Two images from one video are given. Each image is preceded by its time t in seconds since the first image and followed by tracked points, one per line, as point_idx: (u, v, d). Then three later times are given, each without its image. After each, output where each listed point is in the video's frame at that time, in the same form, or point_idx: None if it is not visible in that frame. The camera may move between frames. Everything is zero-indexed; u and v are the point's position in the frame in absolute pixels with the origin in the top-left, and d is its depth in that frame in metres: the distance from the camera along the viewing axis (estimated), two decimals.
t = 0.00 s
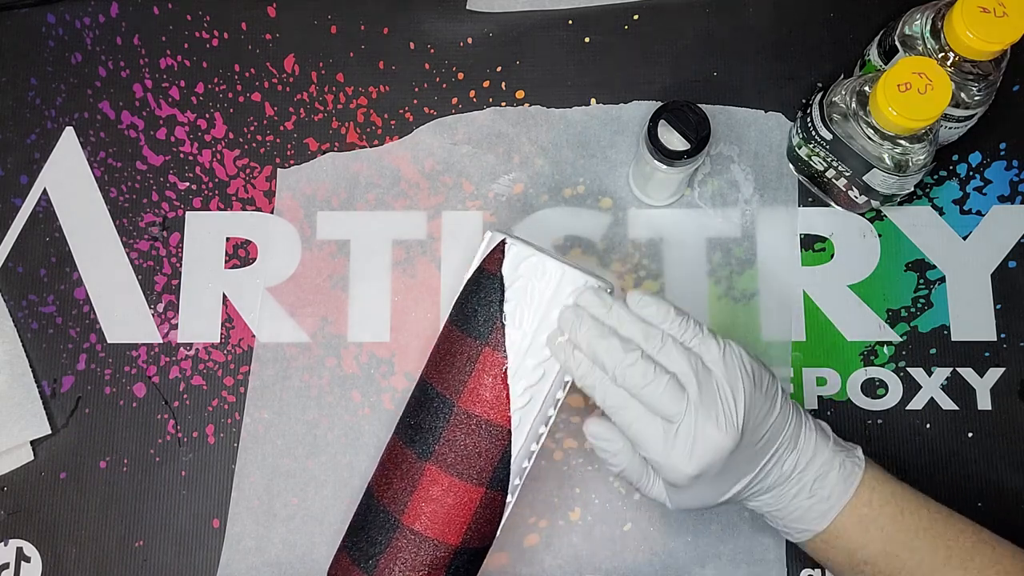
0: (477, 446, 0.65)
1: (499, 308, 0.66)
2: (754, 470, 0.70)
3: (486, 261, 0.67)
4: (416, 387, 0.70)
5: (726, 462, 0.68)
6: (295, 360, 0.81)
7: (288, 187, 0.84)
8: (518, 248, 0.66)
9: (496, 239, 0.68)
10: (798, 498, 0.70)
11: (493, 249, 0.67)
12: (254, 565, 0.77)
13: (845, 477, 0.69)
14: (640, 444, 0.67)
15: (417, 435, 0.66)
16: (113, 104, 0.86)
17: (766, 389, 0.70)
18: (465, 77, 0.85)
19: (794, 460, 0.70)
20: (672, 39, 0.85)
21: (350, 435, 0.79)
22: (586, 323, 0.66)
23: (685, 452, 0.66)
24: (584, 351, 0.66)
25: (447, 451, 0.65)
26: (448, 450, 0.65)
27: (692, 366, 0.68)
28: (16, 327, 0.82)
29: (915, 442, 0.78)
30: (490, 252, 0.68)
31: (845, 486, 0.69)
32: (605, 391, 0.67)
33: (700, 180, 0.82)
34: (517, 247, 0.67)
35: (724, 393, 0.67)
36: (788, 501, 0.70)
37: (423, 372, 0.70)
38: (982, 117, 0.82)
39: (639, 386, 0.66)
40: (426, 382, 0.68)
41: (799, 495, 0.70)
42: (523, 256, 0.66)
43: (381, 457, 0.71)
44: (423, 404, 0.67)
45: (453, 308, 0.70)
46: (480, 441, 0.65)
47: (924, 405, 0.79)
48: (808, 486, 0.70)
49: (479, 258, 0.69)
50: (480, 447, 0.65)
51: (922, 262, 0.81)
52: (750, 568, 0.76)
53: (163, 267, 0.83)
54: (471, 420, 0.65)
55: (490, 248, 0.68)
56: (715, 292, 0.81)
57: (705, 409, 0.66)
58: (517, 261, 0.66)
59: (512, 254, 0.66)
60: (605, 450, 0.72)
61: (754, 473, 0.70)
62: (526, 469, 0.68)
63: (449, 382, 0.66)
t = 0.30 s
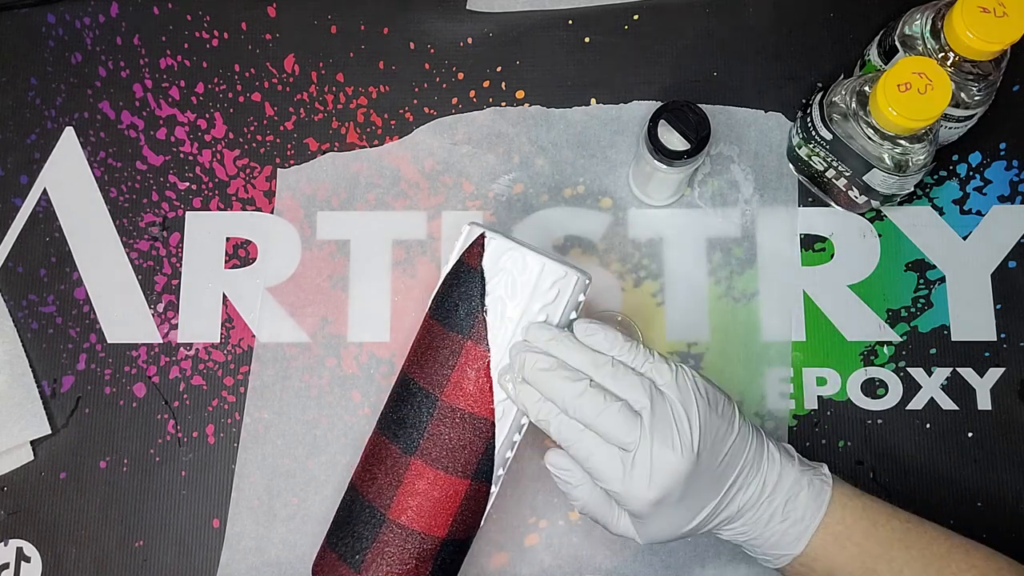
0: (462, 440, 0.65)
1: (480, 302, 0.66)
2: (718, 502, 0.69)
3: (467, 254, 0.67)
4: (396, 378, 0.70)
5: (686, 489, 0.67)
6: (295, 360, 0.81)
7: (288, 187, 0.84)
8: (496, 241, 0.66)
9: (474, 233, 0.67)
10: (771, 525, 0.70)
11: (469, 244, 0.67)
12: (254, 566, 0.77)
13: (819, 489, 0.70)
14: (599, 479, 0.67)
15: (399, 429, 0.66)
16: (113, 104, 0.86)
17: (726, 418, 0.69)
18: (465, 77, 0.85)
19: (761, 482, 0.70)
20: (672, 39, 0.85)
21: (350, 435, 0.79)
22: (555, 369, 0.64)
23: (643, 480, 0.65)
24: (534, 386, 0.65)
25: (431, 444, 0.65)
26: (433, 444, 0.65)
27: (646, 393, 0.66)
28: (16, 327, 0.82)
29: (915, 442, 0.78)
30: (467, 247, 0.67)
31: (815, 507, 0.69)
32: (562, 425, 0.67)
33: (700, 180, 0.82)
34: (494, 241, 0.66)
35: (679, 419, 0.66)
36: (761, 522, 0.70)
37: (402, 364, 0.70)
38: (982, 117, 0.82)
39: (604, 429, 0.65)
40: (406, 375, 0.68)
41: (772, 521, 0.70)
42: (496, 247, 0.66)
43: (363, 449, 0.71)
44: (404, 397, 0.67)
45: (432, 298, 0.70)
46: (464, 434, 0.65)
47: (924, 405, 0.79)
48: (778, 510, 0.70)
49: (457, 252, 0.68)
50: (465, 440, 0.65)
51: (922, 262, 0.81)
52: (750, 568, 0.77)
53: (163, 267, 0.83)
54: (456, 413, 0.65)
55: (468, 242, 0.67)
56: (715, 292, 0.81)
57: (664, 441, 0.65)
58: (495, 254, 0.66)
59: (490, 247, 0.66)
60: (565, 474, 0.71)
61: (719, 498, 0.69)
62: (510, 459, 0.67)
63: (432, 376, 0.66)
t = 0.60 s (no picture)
0: (476, 451, 0.65)
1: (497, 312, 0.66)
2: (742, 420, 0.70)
3: (484, 264, 0.67)
4: (407, 384, 0.70)
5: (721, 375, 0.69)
6: (295, 360, 0.81)
7: (288, 187, 0.84)
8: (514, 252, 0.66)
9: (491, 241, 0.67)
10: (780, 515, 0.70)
11: (487, 256, 0.67)
12: (254, 566, 0.77)
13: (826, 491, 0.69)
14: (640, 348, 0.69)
15: (410, 438, 0.66)
16: (113, 104, 0.86)
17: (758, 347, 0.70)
18: (465, 77, 0.85)
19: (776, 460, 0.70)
20: (672, 39, 0.85)
21: (351, 435, 0.79)
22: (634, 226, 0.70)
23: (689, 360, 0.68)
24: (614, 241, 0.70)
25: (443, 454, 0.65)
26: (446, 455, 0.65)
27: (719, 287, 0.69)
28: (16, 327, 0.82)
29: (915, 442, 0.78)
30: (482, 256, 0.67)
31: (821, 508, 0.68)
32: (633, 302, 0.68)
33: (700, 180, 0.82)
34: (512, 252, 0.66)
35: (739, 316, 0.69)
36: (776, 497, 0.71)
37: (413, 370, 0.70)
38: (982, 117, 0.82)
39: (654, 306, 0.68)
40: (418, 382, 0.68)
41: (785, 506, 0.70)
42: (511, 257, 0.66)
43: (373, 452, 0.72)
44: (414, 406, 0.67)
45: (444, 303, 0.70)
46: (478, 444, 0.65)
47: (924, 405, 0.79)
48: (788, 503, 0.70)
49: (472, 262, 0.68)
50: (479, 452, 0.65)
51: (921, 262, 0.81)
52: (750, 568, 0.77)
53: (163, 267, 0.83)
54: (470, 425, 0.65)
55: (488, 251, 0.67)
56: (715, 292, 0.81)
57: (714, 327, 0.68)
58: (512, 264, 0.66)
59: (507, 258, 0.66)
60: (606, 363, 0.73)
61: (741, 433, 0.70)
62: (519, 467, 0.69)
63: (447, 387, 0.66)
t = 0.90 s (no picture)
0: (485, 451, 0.66)
1: (508, 311, 0.66)
2: (742, 457, 0.70)
3: (492, 264, 0.68)
4: (408, 381, 0.70)
5: (693, 446, 0.67)
6: (295, 360, 0.81)
7: (288, 187, 0.84)
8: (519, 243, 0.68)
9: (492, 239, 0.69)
10: (772, 511, 0.70)
11: (493, 253, 0.68)
12: (254, 566, 0.77)
13: (826, 483, 0.69)
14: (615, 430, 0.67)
15: (416, 438, 0.66)
16: (113, 104, 0.86)
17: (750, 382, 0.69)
18: (465, 77, 0.85)
19: (774, 461, 0.70)
20: (672, 39, 0.85)
21: (351, 435, 0.79)
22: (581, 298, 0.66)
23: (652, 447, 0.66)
24: (573, 301, 0.66)
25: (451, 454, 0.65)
26: (456, 456, 0.65)
27: (680, 340, 0.66)
28: (16, 327, 0.82)
29: (915, 442, 0.78)
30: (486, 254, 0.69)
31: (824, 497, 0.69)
32: (597, 369, 0.67)
33: (700, 180, 0.82)
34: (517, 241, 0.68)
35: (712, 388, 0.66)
36: (766, 504, 0.70)
37: (415, 366, 0.70)
38: (982, 117, 0.82)
39: (619, 393, 0.66)
40: (422, 379, 0.68)
41: (776, 508, 0.70)
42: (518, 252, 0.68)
43: (371, 450, 0.71)
44: (418, 405, 0.67)
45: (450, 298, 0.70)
46: (487, 444, 0.66)
47: (924, 405, 0.79)
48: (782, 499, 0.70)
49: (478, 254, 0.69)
50: (487, 451, 0.66)
51: (921, 262, 0.81)
52: (750, 568, 0.77)
53: (163, 267, 0.83)
54: (480, 426, 0.66)
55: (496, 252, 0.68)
56: (715, 292, 0.81)
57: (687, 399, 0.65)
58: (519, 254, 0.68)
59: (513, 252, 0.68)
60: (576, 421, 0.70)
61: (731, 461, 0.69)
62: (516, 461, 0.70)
63: (458, 388, 0.66)
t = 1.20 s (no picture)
0: (494, 462, 0.66)
1: (522, 322, 0.66)
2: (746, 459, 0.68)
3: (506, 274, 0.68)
4: (411, 389, 0.69)
5: (698, 458, 0.66)
6: (295, 360, 0.81)
7: (288, 187, 0.84)
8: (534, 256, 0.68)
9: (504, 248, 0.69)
10: (786, 523, 0.69)
11: (505, 262, 0.68)
12: (254, 566, 0.77)
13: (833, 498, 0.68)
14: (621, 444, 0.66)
15: (423, 445, 0.66)
16: (113, 104, 0.86)
17: (749, 381, 0.68)
18: (465, 77, 0.85)
19: (783, 467, 0.69)
20: (672, 39, 0.85)
21: (350, 435, 0.79)
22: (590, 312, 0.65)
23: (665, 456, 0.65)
24: (573, 315, 0.66)
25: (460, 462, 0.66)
26: (465, 467, 0.66)
27: (680, 346, 0.65)
28: (16, 327, 0.82)
29: (915, 442, 0.78)
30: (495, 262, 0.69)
31: (830, 509, 0.68)
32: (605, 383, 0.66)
33: (700, 180, 0.82)
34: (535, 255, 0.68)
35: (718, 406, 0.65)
36: (777, 515, 0.70)
37: (418, 373, 0.70)
38: (982, 117, 0.82)
39: (620, 403, 0.65)
40: (428, 388, 0.68)
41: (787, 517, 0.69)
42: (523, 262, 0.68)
43: (371, 457, 0.71)
44: (425, 413, 0.67)
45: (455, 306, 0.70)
46: (496, 456, 0.66)
47: (924, 405, 0.79)
48: (790, 510, 0.69)
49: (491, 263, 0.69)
50: (495, 462, 0.67)
51: (921, 262, 0.81)
52: (750, 568, 0.77)
53: (163, 267, 0.83)
54: (491, 438, 0.66)
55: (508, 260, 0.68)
56: (715, 292, 0.81)
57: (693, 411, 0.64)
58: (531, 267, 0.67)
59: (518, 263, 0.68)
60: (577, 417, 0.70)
61: (737, 467, 0.68)
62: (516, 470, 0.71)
63: (469, 400, 0.66)
